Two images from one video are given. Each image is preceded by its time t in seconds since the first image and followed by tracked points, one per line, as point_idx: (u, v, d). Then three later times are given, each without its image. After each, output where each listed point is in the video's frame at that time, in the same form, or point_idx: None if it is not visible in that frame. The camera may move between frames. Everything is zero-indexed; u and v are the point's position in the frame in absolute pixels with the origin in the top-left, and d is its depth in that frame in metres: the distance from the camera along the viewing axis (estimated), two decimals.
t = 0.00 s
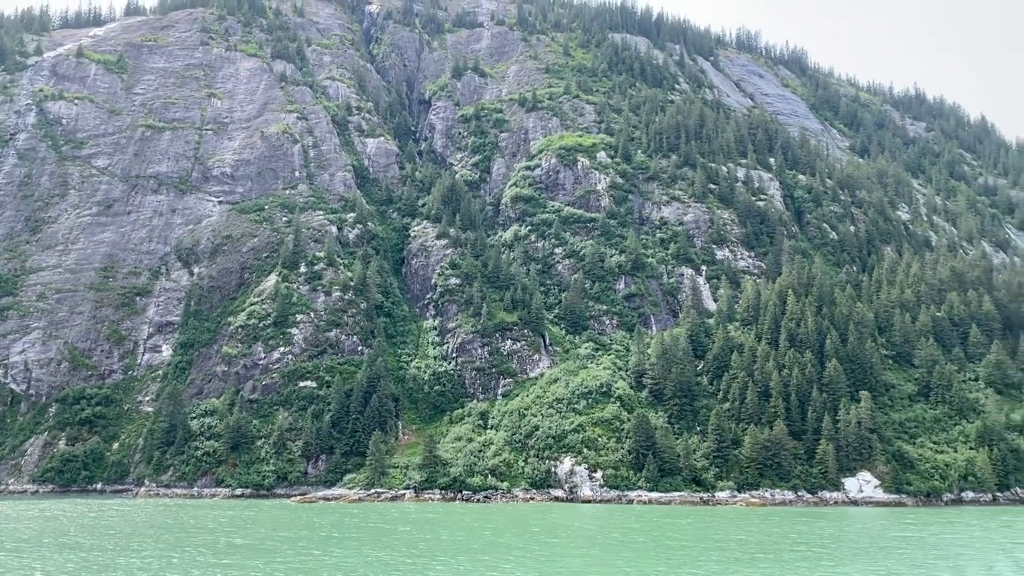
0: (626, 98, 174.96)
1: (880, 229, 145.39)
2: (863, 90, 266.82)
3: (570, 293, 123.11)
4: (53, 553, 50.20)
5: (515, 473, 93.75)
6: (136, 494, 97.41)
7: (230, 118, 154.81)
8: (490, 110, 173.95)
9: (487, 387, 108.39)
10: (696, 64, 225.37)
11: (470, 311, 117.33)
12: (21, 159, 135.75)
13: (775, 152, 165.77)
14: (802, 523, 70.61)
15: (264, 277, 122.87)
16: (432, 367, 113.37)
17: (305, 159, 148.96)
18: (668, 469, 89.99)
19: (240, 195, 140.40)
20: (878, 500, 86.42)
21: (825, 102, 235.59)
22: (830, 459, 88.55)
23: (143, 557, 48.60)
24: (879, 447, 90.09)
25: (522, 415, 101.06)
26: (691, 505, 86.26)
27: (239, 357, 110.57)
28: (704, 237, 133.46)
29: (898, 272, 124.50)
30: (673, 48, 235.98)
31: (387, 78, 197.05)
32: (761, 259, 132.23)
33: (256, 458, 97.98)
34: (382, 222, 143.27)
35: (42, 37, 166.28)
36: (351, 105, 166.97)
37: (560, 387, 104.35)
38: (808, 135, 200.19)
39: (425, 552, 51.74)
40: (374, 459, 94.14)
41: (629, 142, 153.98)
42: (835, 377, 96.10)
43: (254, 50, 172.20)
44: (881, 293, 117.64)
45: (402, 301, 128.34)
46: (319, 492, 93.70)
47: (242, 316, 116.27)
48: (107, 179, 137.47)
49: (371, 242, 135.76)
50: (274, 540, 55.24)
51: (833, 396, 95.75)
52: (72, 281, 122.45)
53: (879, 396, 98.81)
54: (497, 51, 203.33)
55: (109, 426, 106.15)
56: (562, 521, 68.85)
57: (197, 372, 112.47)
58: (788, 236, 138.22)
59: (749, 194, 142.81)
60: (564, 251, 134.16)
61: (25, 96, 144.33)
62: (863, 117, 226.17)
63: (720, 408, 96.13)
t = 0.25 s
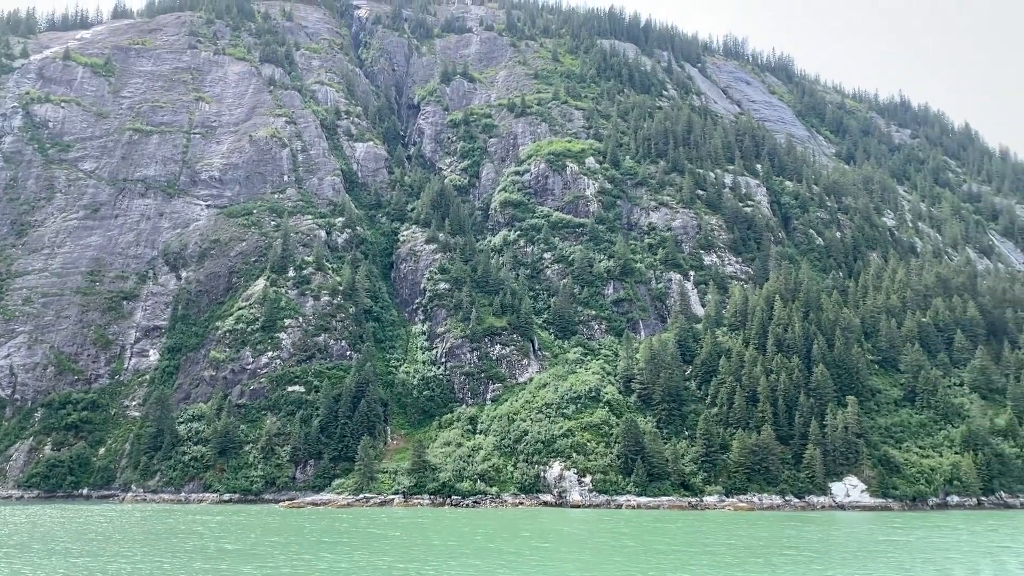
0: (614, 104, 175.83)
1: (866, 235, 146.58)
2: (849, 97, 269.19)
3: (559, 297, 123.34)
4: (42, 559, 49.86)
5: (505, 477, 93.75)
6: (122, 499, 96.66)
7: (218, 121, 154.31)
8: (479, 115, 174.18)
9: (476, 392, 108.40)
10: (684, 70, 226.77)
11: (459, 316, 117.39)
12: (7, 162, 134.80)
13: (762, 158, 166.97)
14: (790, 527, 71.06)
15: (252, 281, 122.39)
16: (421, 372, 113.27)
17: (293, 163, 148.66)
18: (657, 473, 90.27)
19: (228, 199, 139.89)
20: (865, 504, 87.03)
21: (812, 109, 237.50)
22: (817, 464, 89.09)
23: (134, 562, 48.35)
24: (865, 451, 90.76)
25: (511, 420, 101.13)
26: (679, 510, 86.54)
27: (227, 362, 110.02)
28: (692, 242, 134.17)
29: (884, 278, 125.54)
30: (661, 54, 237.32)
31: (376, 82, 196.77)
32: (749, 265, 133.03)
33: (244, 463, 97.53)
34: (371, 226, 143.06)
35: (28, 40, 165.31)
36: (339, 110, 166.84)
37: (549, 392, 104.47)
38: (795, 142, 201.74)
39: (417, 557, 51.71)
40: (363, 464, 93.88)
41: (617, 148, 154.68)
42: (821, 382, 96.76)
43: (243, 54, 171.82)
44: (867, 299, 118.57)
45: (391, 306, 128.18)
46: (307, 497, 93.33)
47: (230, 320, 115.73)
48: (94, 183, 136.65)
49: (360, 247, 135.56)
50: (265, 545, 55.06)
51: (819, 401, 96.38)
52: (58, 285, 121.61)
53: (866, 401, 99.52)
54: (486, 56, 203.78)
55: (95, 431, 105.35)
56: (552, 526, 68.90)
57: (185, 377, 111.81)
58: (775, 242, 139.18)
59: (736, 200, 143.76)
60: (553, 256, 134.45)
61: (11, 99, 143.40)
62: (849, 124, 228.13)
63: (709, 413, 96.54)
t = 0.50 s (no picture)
0: (604, 109, 176.56)
1: (853, 241, 147.66)
2: (836, 103, 271.34)
3: (549, 302, 123.51)
4: (33, 563, 49.55)
5: (495, 482, 93.72)
6: (110, 504, 95.95)
7: (208, 125, 153.81)
8: (469, 120, 174.39)
9: (466, 396, 108.37)
10: (673, 76, 227.95)
11: (450, 320, 117.41)
12: None
13: (750, 164, 168.02)
14: (780, 531, 71.43)
15: (241, 285, 121.94)
16: (411, 376, 113.13)
17: (283, 167, 148.31)
18: (647, 477, 90.49)
19: (218, 202, 139.36)
20: (853, 508, 87.55)
21: (799, 115, 239.17)
22: (806, 467, 89.55)
23: (126, 567, 48.12)
24: (853, 455, 91.31)
25: (501, 424, 101.13)
26: (669, 514, 86.74)
27: (216, 366, 109.50)
28: (682, 247, 134.79)
29: (871, 283, 126.49)
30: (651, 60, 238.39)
31: (366, 86, 196.52)
32: (738, 270, 133.70)
33: (233, 467, 97.10)
34: (361, 230, 142.87)
35: (16, 42, 164.35)
36: (329, 114, 166.68)
37: (540, 396, 104.57)
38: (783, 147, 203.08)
39: (410, 561, 51.70)
40: (352, 468, 93.64)
41: (607, 153, 155.25)
42: (810, 386, 97.32)
43: (232, 57, 171.41)
44: (855, 304, 119.38)
45: (381, 310, 127.98)
46: (296, 501, 92.97)
47: (219, 324, 115.24)
48: (82, 186, 135.87)
49: (350, 251, 135.34)
50: (257, 550, 54.87)
51: (808, 405, 96.93)
52: (45, 289, 120.81)
53: (854, 405, 100.15)
54: (476, 61, 204.11)
55: (83, 435, 104.58)
56: (544, 530, 68.92)
57: (174, 381, 111.19)
58: (764, 246, 140.00)
59: (725, 206, 144.59)
60: (543, 260, 134.64)
61: None
62: (836, 130, 229.85)
63: (698, 417, 96.87)
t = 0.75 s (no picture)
0: (592, 115, 177.38)
1: (839, 246, 148.80)
2: (822, 110, 273.60)
3: (538, 306, 123.64)
4: (20, 570, 49.09)
5: (484, 487, 93.63)
6: (96, 509, 95.13)
7: (195, 128, 153.14)
8: (458, 125, 174.56)
9: (455, 401, 108.31)
10: (660, 82, 229.24)
11: (438, 325, 117.39)
12: None
13: (737, 170, 169.12)
14: (768, 535, 71.82)
15: (229, 290, 121.35)
16: (399, 381, 112.94)
17: (271, 171, 147.86)
18: (635, 482, 90.74)
19: (205, 206, 138.68)
20: (840, 512, 88.10)
21: (785, 121, 240.96)
22: (793, 472, 90.09)
23: (115, 573, 47.78)
24: (840, 460, 91.94)
25: (490, 429, 101.14)
26: (658, 518, 87.01)
27: (203, 370, 108.85)
28: (669, 252, 135.49)
29: (857, 288, 127.51)
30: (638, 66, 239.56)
31: (354, 90, 196.20)
32: (725, 275, 134.42)
33: (221, 472, 96.59)
34: (349, 235, 142.63)
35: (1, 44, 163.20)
36: (317, 118, 166.39)
37: (528, 401, 104.68)
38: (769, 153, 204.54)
39: (401, 566, 51.62)
40: (341, 474, 93.28)
41: (595, 159, 155.87)
42: (797, 391, 97.88)
43: (220, 61, 170.83)
44: (841, 309, 120.30)
45: (369, 314, 127.67)
46: (284, 506, 92.52)
47: (206, 328, 114.66)
48: (68, 190, 134.93)
49: (338, 255, 135.05)
50: (246, 556, 54.66)
51: (794, 410, 97.49)
52: (31, 293, 119.86)
53: (840, 410, 100.88)
54: (464, 66, 204.41)
55: (68, 440, 103.67)
56: (534, 535, 68.94)
57: (160, 385, 110.44)
58: (750, 252, 140.88)
59: (712, 211, 145.48)
60: (532, 265, 134.83)
61: None
62: (822, 137, 231.79)
63: (687, 421, 97.22)
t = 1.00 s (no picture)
0: (581, 120, 178.09)
1: (826, 251, 149.83)
2: (809, 116, 275.63)
3: (527, 310, 123.75)
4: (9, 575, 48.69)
5: (474, 491, 93.58)
6: (83, 514, 94.36)
7: (184, 132, 152.49)
8: (447, 129, 174.61)
9: (445, 405, 108.24)
10: (649, 88, 230.34)
11: (428, 329, 117.33)
12: None
13: (725, 175, 170.11)
14: (757, 539, 72.12)
15: (217, 294, 120.79)
16: (389, 385, 112.73)
17: (260, 174, 147.38)
18: (625, 486, 90.90)
19: (194, 210, 138.05)
20: (828, 515, 88.58)
21: (773, 127, 242.54)
22: (782, 476, 90.54)
23: None
24: (828, 463, 92.47)
25: (480, 433, 101.08)
26: (647, 522, 87.18)
27: (191, 374, 108.24)
28: (658, 257, 136.03)
29: (844, 293, 128.43)
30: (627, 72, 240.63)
31: (343, 94, 195.80)
32: (713, 280, 135.07)
33: (209, 477, 96.07)
34: (338, 238, 142.32)
35: None
36: (307, 122, 166.09)
37: (518, 405, 104.72)
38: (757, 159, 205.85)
39: (392, 571, 51.54)
40: (330, 478, 92.97)
41: (584, 163, 156.36)
42: (785, 395, 98.40)
43: (208, 64, 170.21)
44: (828, 313, 121.04)
45: (359, 318, 127.40)
46: (273, 511, 92.09)
47: (195, 332, 114.04)
48: (55, 193, 134.04)
49: (328, 259, 134.77)
50: (237, 560, 54.37)
51: (783, 414, 98.00)
52: (17, 297, 118.90)
53: (828, 414, 101.48)
54: (454, 70, 204.66)
55: (55, 445, 102.78)
56: (525, 540, 68.95)
57: (148, 390, 109.74)
58: (739, 256, 141.66)
59: (701, 216, 146.19)
60: (522, 269, 134.97)
61: None
62: (809, 143, 233.42)
63: (676, 426, 97.53)
